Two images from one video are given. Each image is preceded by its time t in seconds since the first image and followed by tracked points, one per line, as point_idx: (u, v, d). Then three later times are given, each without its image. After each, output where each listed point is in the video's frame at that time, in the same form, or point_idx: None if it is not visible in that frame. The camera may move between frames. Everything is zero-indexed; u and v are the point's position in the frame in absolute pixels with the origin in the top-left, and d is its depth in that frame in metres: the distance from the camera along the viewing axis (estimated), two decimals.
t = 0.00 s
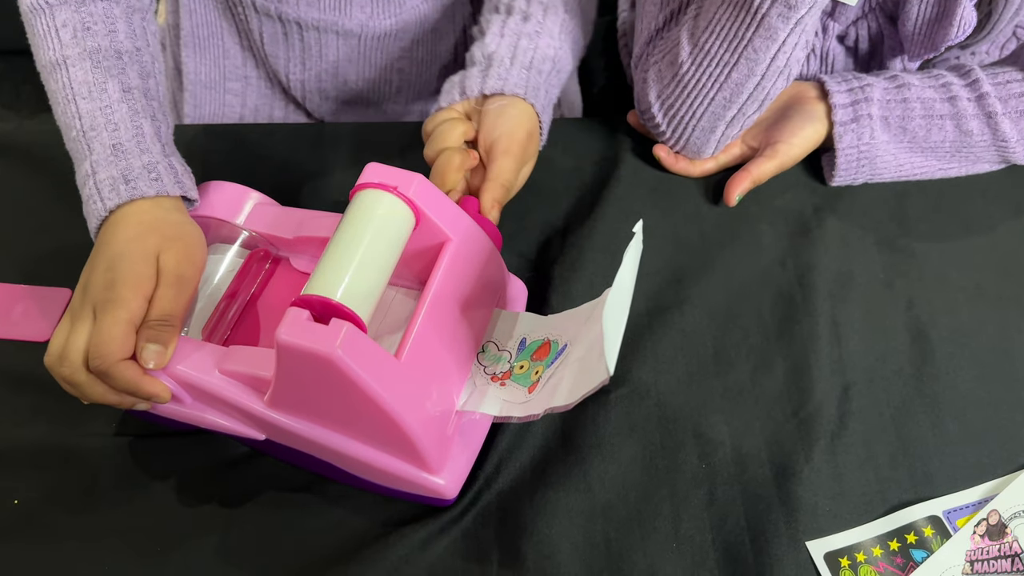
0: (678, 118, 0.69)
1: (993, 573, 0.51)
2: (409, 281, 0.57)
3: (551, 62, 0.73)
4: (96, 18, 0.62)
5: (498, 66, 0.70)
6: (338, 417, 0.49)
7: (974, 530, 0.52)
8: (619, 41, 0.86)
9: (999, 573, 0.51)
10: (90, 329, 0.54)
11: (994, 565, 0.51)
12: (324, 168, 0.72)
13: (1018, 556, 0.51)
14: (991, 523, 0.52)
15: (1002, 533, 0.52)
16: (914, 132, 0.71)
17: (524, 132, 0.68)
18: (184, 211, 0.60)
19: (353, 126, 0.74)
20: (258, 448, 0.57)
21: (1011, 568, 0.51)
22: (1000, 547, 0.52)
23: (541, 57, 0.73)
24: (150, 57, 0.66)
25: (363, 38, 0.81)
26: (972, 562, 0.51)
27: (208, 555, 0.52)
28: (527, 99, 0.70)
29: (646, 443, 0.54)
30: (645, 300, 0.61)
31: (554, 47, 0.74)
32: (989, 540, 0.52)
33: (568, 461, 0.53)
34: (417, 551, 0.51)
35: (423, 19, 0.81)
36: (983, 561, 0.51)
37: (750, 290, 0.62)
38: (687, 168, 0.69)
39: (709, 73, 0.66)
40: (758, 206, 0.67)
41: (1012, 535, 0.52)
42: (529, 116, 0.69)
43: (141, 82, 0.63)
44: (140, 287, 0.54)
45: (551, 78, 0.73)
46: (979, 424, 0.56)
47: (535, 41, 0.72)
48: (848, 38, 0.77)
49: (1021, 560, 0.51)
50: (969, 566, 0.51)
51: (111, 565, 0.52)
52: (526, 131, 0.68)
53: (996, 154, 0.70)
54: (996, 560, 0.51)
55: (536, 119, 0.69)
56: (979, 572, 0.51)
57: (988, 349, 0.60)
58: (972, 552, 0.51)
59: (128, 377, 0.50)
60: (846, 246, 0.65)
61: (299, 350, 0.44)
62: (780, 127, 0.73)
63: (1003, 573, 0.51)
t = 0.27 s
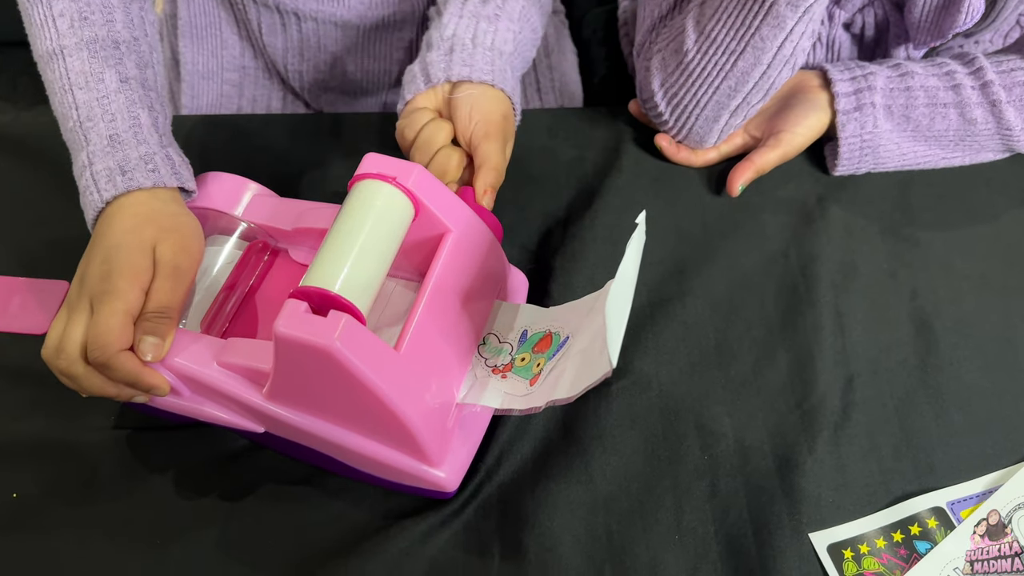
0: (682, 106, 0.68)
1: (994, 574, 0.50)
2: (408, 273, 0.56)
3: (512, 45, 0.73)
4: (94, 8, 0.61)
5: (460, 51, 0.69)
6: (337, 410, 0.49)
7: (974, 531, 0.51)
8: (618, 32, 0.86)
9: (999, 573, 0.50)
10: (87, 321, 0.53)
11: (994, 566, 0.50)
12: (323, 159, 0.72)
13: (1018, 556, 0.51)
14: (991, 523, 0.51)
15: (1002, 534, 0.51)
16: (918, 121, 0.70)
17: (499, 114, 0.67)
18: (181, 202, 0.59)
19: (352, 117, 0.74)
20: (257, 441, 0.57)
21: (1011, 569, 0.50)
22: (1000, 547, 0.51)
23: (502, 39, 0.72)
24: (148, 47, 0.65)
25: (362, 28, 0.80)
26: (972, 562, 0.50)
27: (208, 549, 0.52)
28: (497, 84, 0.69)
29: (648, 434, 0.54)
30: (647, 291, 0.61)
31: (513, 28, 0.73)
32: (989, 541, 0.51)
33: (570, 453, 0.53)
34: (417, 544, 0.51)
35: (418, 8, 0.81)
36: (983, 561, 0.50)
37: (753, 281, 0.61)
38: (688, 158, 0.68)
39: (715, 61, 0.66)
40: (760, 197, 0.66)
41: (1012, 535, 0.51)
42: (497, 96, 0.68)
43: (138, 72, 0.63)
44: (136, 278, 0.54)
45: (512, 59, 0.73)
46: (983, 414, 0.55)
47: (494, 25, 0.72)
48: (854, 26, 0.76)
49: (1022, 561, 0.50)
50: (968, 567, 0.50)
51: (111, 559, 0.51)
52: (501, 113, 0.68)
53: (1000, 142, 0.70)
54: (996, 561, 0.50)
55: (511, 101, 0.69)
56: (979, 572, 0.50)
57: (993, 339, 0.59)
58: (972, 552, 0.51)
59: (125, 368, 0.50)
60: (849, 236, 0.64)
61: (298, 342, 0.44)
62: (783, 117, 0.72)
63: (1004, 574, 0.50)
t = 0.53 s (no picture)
0: (685, 94, 0.67)
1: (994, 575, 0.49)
2: (407, 263, 0.56)
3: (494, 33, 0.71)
4: None
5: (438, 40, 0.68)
6: (336, 403, 0.48)
7: (974, 531, 0.51)
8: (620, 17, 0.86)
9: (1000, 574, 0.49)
10: (83, 315, 0.52)
11: (995, 566, 0.50)
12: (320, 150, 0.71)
13: (1019, 557, 0.50)
14: (991, 523, 0.51)
15: (1002, 534, 0.51)
16: (923, 108, 0.69)
17: (483, 97, 0.66)
18: (174, 191, 0.58)
19: (349, 106, 0.73)
20: (255, 434, 0.56)
21: (1011, 570, 0.50)
22: (1000, 548, 0.50)
23: (483, 21, 0.70)
24: (140, 35, 0.64)
25: (359, 20, 0.78)
26: (972, 562, 0.50)
27: (205, 544, 0.51)
28: (477, 68, 0.67)
29: (651, 426, 0.53)
30: (649, 283, 0.60)
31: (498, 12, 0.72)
32: (989, 541, 0.50)
33: (571, 445, 0.52)
34: (417, 539, 0.50)
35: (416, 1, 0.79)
36: (983, 562, 0.50)
37: (756, 271, 0.60)
38: (691, 147, 0.68)
39: (720, 49, 0.64)
40: (763, 185, 0.65)
41: (1012, 535, 0.51)
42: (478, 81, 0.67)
43: (131, 61, 0.61)
44: (133, 270, 0.52)
45: (496, 39, 0.71)
46: (989, 405, 0.55)
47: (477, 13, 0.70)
48: (860, 11, 0.74)
49: (1022, 560, 0.50)
50: (968, 566, 0.50)
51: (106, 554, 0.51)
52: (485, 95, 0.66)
53: (1006, 130, 0.69)
54: (996, 561, 0.50)
55: (495, 83, 0.68)
56: (980, 572, 0.49)
57: (999, 329, 0.59)
58: (972, 552, 0.50)
59: (123, 361, 0.48)
60: (854, 225, 0.63)
61: (296, 335, 0.43)
62: (786, 104, 0.71)
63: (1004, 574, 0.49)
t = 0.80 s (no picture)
0: (690, 84, 0.65)
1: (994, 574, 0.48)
2: (401, 258, 0.53)
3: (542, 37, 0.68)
4: None
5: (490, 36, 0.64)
6: (329, 405, 0.46)
7: (973, 532, 0.49)
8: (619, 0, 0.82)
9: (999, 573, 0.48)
10: (63, 317, 0.49)
11: (994, 566, 0.48)
12: (311, 142, 0.68)
13: (1018, 556, 0.49)
14: (991, 523, 0.49)
15: (1002, 534, 0.49)
16: (934, 98, 0.67)
17: (517, 105, 0.63)
18: (158, 188, 0.56)
19: (341, 96, 0.70)
20: (245, 437, 0.54)
21: (1011, 569, 0.49)
22: (1000, 548, 0.49)
23: (530, 24, 0.66)
24: (123, 24, 0.62)
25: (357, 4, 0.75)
26: (972, 562, 0.48)
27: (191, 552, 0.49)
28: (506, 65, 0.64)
29: (654, 428, 0.51)
30: (652, 279, 0.58)
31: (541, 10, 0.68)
32: (989, 541, 0.49)
33: (572, 448, 0.51)
34: (413, 547, 0.48)
35: None
36: (983, 562, 0.49)
37: (762, 267, 0.58)
38: (694, 138, 0.65)
39: (728, 37, 0.62)
40: (770, 178, 0.63)
41: (1012, 534, 0.50)
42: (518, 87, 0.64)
43: (113, 50, 0.59)
44: (114, 270, 0.50)
45: (539, 45, 0.68)
46: (1004, 406, 0.53)
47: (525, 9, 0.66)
48: None
49: (1022, 560, 0.49)
50: (968, 566, 0.48)
51: (86, 564, 0.49)
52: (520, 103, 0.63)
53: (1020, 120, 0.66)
54: (996, 561, 0.49)
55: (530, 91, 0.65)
56: (979, 572, 0.48)
57: (1014, 327, 0.57)
58: (972, 552, 0.49)
59: (105, 365, 0.47)
60: (863, 219, 0.61)
61: (286, 334, 0.41)
62: (793, 95, 0.69)
63: (1003, 573, 0.48)
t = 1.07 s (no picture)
0: (691, 71, 0.63)
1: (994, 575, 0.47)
2: (391, 253, 0.51)
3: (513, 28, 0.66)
4: None
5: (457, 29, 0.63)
6: (315, 406, 0.44)
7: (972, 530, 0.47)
8: None
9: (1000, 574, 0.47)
10: (37, 315, 0.47)
11: (995, 566, 0.47)
12: (298, 133, 0.66)
13: (1018, 556, 0.47)
14: (991, 523, 0.47)
15: (1003, 534, 0.48)
16: (942, 86, 0.64)
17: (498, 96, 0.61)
18: (137, 181, 0.54)
19: (330, 84, 0.68)
20: (229, 439, 0.52)
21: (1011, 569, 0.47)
22: (1000, 547, 0.48)
23: (501, 13, 0.65)
24: (100, 10, 0.60)
25: None
26: (971, 562, 0.47)
27: (173, 557, 0.47)
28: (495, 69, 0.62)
29: (653, 429, 0.49)
30: (651, 274, 0.56)
31: (515, 0, 0.66)
32: (989, 540, 0.47)
33: (568, 450, 0.49)
34: (402, 553, 0.46)
35: None
36: (984, 561, 0.47)
37: (765, 261, 0.56)
38: (695, 127, 0.63)
39: (732, 22, 0.59)
40: (772, 168, 0.61)
41: (1012, 534, 0.48)
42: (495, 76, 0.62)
43: (89, 38, 0.57)
44: (90, 265, 0.48)
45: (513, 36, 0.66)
46: (1016, 404, 0.51)
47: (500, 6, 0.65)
48: None
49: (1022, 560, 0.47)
50: (968, 566, 0.47)
51: (62, 570, 0.47)
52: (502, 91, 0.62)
53: None
54: (997, 561, 0.47)
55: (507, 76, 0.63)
56: (979, 572, 0.47)
57: None
58: (972, 552, 0.47)
59: (81, 365, 0.44)
60: (869, 211, 0.59)
61: (267, 334, 0.39)
62: (796, 82, 0.66)
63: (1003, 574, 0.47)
